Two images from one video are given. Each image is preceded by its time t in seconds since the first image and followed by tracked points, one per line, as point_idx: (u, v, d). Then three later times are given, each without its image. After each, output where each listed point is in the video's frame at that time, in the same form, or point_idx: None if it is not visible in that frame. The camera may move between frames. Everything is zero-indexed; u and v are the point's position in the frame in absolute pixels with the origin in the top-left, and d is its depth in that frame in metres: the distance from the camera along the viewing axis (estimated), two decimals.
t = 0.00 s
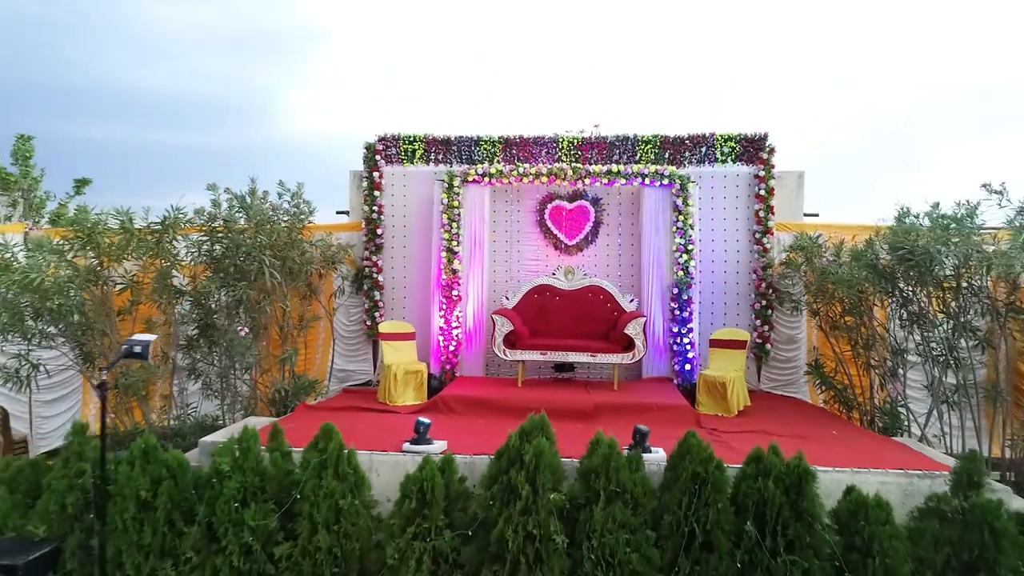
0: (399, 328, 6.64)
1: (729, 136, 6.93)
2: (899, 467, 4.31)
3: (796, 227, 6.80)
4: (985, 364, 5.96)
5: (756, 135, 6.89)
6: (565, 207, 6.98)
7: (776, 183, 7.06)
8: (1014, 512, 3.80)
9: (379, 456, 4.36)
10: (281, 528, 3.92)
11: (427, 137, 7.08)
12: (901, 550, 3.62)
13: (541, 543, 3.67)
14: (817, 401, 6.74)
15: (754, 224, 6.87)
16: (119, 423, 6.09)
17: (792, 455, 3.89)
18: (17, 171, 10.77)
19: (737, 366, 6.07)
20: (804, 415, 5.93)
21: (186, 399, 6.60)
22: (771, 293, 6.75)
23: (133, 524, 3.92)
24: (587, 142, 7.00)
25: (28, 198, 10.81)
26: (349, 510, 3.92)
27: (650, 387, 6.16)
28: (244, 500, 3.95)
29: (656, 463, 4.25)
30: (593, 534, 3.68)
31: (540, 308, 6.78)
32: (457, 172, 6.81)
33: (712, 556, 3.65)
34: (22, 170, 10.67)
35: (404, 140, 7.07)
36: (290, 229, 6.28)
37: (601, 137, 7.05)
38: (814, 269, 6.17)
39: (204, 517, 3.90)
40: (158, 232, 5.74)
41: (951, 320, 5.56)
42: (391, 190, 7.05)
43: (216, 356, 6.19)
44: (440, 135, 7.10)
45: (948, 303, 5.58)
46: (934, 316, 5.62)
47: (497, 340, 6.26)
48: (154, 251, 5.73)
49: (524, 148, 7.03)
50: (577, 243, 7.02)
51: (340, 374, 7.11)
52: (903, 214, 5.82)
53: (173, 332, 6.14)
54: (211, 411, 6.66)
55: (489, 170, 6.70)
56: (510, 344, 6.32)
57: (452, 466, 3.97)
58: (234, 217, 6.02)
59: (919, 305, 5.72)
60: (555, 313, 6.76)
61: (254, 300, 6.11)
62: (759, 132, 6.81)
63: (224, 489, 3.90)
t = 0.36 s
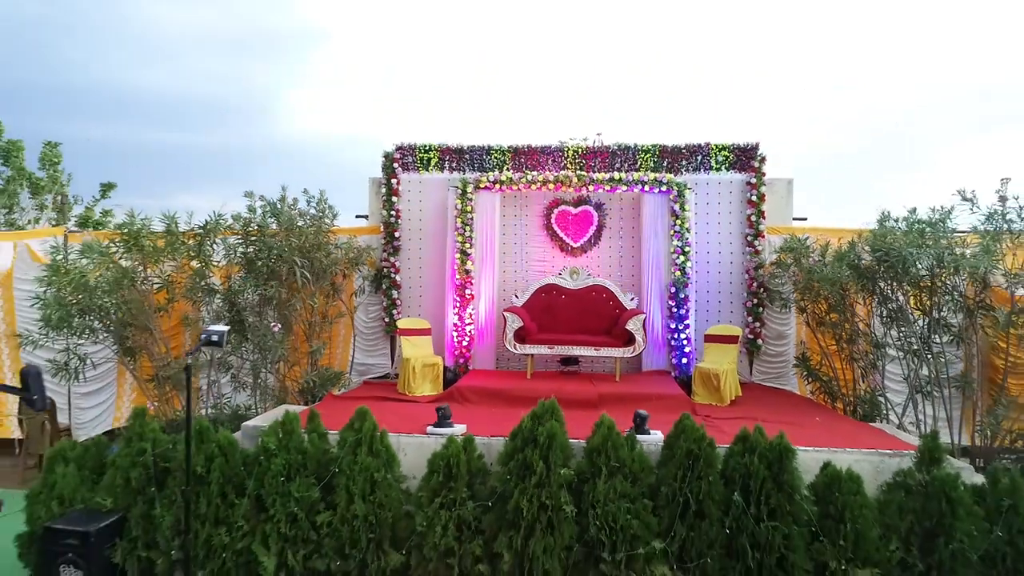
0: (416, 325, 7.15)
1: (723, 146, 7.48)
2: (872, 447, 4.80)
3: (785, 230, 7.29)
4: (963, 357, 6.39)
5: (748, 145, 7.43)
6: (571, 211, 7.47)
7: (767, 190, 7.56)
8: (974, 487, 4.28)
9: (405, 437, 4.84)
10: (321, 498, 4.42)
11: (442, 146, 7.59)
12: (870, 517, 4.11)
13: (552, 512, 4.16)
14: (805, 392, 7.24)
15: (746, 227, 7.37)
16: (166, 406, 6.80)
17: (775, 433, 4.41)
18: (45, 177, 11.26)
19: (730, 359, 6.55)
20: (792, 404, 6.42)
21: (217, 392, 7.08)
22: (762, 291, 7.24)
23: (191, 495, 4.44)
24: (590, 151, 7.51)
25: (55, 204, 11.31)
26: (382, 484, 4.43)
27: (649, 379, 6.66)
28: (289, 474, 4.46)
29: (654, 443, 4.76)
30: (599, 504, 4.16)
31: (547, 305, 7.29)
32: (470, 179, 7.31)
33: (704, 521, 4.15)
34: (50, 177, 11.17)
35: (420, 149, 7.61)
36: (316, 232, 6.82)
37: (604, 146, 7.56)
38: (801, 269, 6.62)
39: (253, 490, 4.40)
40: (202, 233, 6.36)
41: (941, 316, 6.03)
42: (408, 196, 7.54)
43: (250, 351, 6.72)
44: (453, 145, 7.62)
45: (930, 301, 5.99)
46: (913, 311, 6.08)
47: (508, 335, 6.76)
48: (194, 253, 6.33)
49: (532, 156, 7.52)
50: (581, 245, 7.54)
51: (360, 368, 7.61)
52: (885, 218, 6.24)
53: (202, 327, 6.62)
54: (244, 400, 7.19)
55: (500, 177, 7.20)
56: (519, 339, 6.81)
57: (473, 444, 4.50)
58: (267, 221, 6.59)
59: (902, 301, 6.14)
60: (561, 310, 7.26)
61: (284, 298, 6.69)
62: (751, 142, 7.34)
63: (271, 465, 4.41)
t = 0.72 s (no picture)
0: (432, 322, 7.67)
1: (718, 155, 7.98)
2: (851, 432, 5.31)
3: (776, 235, 7.80)
4: (942, 355, 6.83)
5: (741, 155, 7.94)
6: (575, 217, 8.03)
7: (760, 196, 8.08)
8: (937, 465, 4.83)
9: (429, 423, 5.36)
10: (355, 476, 4.94)
11: (455, 155, 8.11)
12: (846, 492, 4.63)
13: (563, 487, 4.66)
14: (794, 385, 7.76)
15: (740, 232, 7.88)
16: (205, 394, 7.37)
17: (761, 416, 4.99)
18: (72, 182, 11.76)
19: (724, 354, 7.07)
20: (781, 395, 6.94)
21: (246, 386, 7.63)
22: (754, 291, 7.75)
23: (238, 474, 4.95)
24: (594, 160, 8.02)
25: (82, 207, 11.83)
26: (410, 464, 4.93)
27: (649, 372, 7.18)
28: (326, 455, 4.97)
29: (653, 428, 5.29)
30: (605, 480, 4.67)
31: (554, 304, 7.80)
32: (483, 187, 7.82)
33: (698, 495, 4.69)
34: (77, 182, 11.68)
35: (435, 158, 8.12)
36: (341, 237, 7.33)
37: (607, 156, 8.07)
38: (791, 270, 7.14)
39: (295, 469, 4.92)
40: (240, 234, 6.92)
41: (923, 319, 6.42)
42: (424, 202, 8.11)
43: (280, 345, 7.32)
44: (466, 154, 8.14)
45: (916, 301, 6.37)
46: (897, 310, 6.50)
47: (518, 332, 7.27)
48: (227, 256, 6.94)
49: (540, 165, 8.03)
50: (586, 248, 8.06)
51: (379, 362, 8.13)
52: (868, 224, 6.73)
53: (234, 324, 7.36)
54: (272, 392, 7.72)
55: (510, 185, 7.71)
56: (529, 335, 7.33)
57: (491, 429, 5.00)
58: (297, 228, 7.12)
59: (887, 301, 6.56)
60: (567, 308, 7.77)
61: (311, 298, 7.24)
62: (744, 152, 7.85)
63: (311, 447, 4.93)
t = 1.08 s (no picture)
0: (449, 321, 8.21)
1: (715, 165, 8.52)
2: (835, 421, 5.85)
3: (769, 240, 8.35)
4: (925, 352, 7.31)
5: (737, 165, 8.48)
6: (582, 222, 8.52)
7: (754, 204, 8.63)
8: (910, 449, 5.37)
9: (452, 413, 5.90)
10: (387, 459, 5.49)
11: (469, 165, 8.66)
12: (828, 473, 5.17)
13: (575, 469, 5.22)
14: (786, 379, 8.31)
15: (736, 237, 8.43)
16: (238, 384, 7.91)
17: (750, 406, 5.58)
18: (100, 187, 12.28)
19: (720, 351, 7.62)
20: (773, 389, 7.48)
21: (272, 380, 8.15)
22: (749, 292, 8.30)
23: (281, 457, 5.51)
24: (600, 170, 8.58)
25: (109, 212, 12.36)
26: (437, 448, 5.48)
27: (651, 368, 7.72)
28: (360, 441, 5.52)
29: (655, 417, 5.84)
30: (612, 462, 5.22)
31: (562, 304, 8.35)
32: (495, 195, 8.37)
33: (695, 476, 5.24)
34: (105, 188, 12.22)
35: (451, 168, 8.67)
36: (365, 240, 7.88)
37: (611, 166, 8.63)
38: (782, 273, 7.69)
39: (333, 453, 5.47)
40: (275, 238, 7.52)
41: (909, 320, 6.84)
42: (440, 209, 8.66)
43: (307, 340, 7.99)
44: (480, 164, 8.69)
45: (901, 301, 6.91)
46: (881, 309, 7.02)
47: (529, 330, 7.82)
48: (260, 258, 7.53)
49: (549, 175, 8.62)
50: (592, 252, 8.57)
51: (398, 359, 8.69)
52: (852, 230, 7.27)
53: (262, 321, 7.88)
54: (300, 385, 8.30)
55: (521, 193, 8.26)
56: (539, 333, 7.88)
57: (509, 417, 5.55)
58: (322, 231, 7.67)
59: (873, 301, 7.10)
60: (574, 309, 8.32)
61: (337, 298, 7.79)
62: (740, 162, 8.39)
63: (348, 433, 5.48)
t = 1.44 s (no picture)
0: (461, 322, 8.74)
1: (712, 176, 9.06)
2: (819, 414, 6.41)
3: (761, 246, 8.91)
4: (908, 352, 7.80)
5: (732, 176, 9.03)
6: (586, 229, 9.08)
7: (747, 212, 9.18)
8: (885, 440, 5.92)
9: (468, 406, 6.45)
10: (411, 448, 6.04)
11: (480, 176, 9.22)
12: (812, 461, 5.71)
13: (582, 457, 5.77)
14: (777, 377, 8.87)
15: (730, 244, 8.98)
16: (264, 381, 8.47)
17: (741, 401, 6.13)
18: (123, 194, 12.81)
19: (715, 350, 8.16)
20: (765, 386, 8.03)
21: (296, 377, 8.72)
22: (742, 295, 8.85)
23: (315, 446, 6.07)
24: (603, 181, 9.12)
25: (132, 218, 12.89)
26: (456, 439, 6.02)
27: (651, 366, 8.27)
28: (386, 432, 6.07)
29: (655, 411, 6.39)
30: (616, 451, 5.77)
31: (567, 307, 8.89)
32: (505, 204, 8.92)
33: (691, 463, 5.80)
34: (128, 194, 12.75)
35: (463, 178, 9.22)
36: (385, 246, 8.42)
37: (614, 177, 9.18)
38: (773, 278, 8.26)
39: (362, 443, 6.02)
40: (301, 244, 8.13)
41: (891, 323, 7.36)
42: (453, 217, 9.21)
43: (329, 340, 8.54)
44: (490, 175, 9.25)
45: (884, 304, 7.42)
46: (865, 312, 7.54)
47: (537, 331, 8.36)
48: (285, 263, 8.11)
49: (555, 185, 9.14)
50: (595, 257, 9.14)
51: (412, 358, 9.25)
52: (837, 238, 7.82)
53: (287, 323, 8.44)
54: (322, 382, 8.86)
55: (529, 203, 8.81)
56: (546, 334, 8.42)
57: (522, 410, 6.10)
58: (344, 239, 8.20)
59: (857, 304, 7.62)
60: (578, 311, 8.87)
61: (358, 301, 8.34)
62: (734, 173, 8.94)
63: (375, 424, 6.03)
